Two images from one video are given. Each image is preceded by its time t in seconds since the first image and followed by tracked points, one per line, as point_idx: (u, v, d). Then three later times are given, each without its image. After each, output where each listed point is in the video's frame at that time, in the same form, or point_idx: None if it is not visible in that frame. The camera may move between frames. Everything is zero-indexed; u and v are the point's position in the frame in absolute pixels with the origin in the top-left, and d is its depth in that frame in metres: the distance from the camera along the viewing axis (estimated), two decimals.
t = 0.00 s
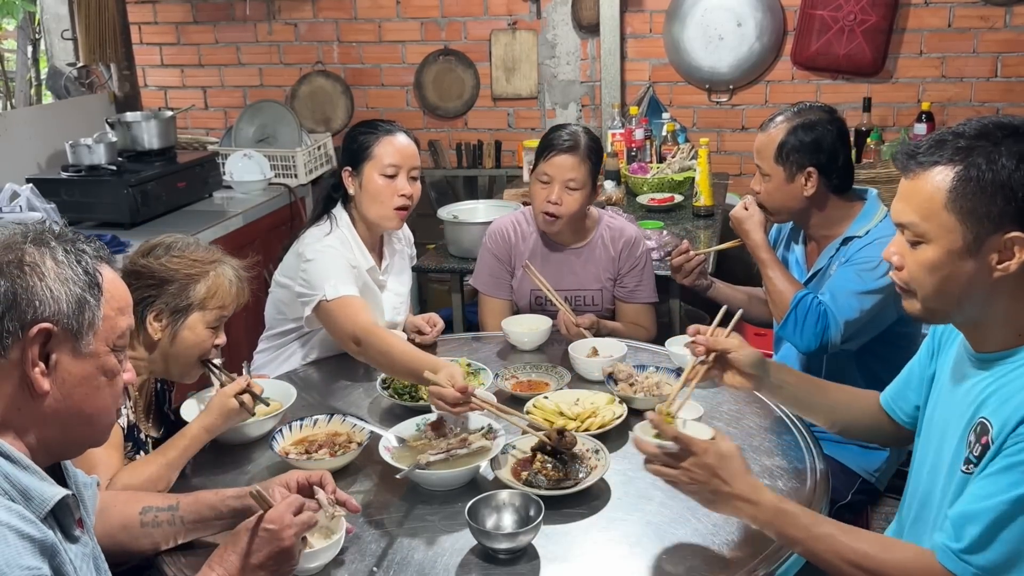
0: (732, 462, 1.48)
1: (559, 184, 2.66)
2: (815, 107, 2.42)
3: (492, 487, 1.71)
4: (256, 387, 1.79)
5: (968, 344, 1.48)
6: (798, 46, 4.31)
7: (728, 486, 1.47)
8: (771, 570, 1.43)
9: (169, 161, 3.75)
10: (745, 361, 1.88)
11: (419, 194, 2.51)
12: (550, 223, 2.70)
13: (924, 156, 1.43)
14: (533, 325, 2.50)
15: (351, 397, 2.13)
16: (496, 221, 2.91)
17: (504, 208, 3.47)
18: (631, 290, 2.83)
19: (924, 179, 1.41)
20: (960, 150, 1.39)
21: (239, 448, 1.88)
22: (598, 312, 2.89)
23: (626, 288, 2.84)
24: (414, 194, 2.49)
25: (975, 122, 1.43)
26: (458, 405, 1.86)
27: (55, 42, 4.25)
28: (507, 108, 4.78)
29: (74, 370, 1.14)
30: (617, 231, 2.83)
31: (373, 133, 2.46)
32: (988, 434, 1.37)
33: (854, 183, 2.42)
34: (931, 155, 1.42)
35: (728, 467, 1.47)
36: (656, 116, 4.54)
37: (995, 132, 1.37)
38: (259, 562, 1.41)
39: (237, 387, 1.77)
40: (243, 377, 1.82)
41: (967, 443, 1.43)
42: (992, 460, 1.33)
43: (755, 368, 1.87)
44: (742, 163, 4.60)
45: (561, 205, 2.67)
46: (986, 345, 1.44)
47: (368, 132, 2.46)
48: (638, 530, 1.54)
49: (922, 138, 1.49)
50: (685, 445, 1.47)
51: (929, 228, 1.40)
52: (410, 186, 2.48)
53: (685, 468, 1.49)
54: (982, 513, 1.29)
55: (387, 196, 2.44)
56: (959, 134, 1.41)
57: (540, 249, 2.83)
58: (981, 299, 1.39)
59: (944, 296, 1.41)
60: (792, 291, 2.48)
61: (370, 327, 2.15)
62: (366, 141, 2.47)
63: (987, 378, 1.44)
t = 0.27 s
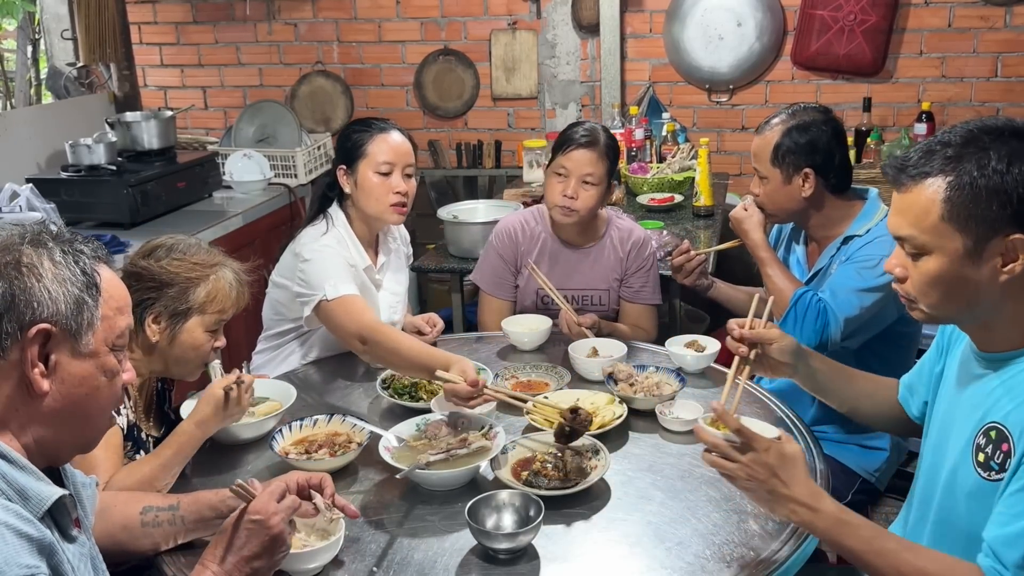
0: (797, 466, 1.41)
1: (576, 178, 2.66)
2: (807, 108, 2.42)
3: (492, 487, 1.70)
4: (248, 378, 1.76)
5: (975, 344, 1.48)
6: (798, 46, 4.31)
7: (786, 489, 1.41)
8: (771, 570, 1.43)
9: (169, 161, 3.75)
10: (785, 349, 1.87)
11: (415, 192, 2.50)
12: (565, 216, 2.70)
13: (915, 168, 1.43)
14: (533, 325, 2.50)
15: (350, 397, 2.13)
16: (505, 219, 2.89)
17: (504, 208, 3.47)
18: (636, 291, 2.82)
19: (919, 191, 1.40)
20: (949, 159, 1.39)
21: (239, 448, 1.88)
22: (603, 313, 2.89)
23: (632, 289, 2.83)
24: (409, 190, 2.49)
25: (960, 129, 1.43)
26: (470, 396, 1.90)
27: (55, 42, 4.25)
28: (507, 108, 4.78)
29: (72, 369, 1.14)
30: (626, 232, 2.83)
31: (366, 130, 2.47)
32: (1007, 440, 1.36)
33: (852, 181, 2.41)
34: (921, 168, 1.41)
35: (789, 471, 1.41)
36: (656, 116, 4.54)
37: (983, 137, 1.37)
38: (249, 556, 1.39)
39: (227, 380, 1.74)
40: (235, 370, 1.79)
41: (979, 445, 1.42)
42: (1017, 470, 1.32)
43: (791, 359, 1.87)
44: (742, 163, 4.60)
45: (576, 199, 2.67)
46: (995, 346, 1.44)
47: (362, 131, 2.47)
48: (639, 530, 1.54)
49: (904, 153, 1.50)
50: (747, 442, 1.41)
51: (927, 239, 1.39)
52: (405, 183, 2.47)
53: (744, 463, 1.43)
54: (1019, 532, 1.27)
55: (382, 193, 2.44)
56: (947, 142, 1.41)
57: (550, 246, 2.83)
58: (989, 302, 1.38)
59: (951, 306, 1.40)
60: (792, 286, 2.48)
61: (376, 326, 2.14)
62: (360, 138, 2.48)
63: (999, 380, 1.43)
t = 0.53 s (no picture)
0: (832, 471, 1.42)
1: (582, 181, 2.65)
2: (803, 111, 2.44)
3: (492, 487, 1.70)
4: (240, 373, 1.78)
5: (980, 344, 1.48)
6: (798, 46, 4.31)
7: (820, 489, 1.41)
8: (771, 570, 1.43)
9: (169, 161, 3.75)
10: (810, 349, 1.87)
11: (414, 192, 2.50)
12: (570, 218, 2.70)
13: (913, 173, 1.42)
14: (534, 325, 2.50)
15: (350, 398, 2.13)
16: (503, 219, 2.91)
17: (504, 208, 3.47)
18: (635, 292, 2.82)
19: (920, 195, 1.39)
20: (947, 163, 1.39)
21: (238, 448, 1.88)
22: (600, 313, 2.88)
23: (630, 291, 2.83)
24: (409, 191, 2.49)
25: (954, 132, 1.44)
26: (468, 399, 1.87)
27: (55, 42, 4.25)
28: (507, 108, 4.78)
29: (76, 370, 1.14)
30: (626, 233, 2.83)
31: (366, 130, 2.48)
32: (1013, 441, 1.36)
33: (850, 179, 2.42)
34: (921, 171, 1.41)
35: (825, 471, 1.42)
36: (656, 116, 4.54)
37: (978, 139, 1.38)
38: (249, 542, 1.37)
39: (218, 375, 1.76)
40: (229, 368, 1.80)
41: (983, 446, 1.42)
42: None
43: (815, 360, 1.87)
44: (742, 163, 4.60)
45: (580, 202, 2.66)
46: (1001, 346, 1.44)
47: (362, 131, 2.47)
48: (638, 530, 1.54)
49: (899, 158, 1.49)
50: (780, 442, 1.42)
51: (933, 243, 1.38)
52: (405, 183, 2.47)
53: (778, 463, 1.43)
54: None
55: (382, 193, 2.44)
56: (943, 146, 1.42)
57: (549, 245, 2.83)
58: (995, 303, 1.38)
59: (956, 311, 1.41)
60: (789, 278, 2.51)
61: (376, 329, 2.13)
62: (360, 138, 2.48)
63: (1004, 380, 1.43)
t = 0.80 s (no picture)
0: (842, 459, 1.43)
1: (572, 181, 2.66)
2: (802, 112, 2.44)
3: (492, 487, 1.71)
4: (242, 375, 1.76)
5: (980, 344, 1.48)
6: (798, 46, 4.31)
7: (834, 477, 1.42)
8: (770, 569, 1.43)
9: (169, 161, 3.75)
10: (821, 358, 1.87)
11: (414, 193, 2.50)
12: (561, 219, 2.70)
13: (910, 177, 1.42)
14: (534, 325, 2.50)
15: (350, 398, 2.13)
16: (498, 221, 2.90)
17: (504, 208, 3.47)
18: (633, 289, 2.82)
19: (918, 197, 1.39)
20: (943, 165, 1.39)
21: (237, 449, 1.88)
22: (598, 310, 2.89)
23: (628, 287, 2.83)
24: (409, 193, 2.49)
25: (948, 134, 1.44)
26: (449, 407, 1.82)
27: (55, 42, 4.25)
28: (507, 108, 4.78)
29: (79, 368, 1.14)
30: (620, 230, 2.83)
31: (368, 131, 2.47)
32: (1013, 441, 1.35)
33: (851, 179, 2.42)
34: (919, 173, 1.41)
35: (837, 462, 1.43)
36: (656, 116, 4.54)
37: (974, 141, 1.39)
38: (254, 550, 1.38)
39: (220, 376, 1.74)
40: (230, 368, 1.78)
41: (983, 447, 1.42)
42: None
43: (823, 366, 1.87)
44: (742, 163, 4.60)
45: (572, 201, 2.67)
46: (1003, 346, 1.44)
47: (362, 132, 2.47)
48: (639, 530, 1.54)
49: (897, 160, 1.49)
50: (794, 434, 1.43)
51: (930, 247, 1.38)
52: (405, 185, 2.47)
53: (793, 455, 1.43)
54: None
55: (381, 194, 2.44)
56: (940, 148, 1.42)
57: (544, 246, 2.83)
58: (996, 304, 1.38)
59: (957, 310, 1.40)
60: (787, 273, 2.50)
61: (362, 336, 2.11)
62: (360, 139, 2.48)
63: (1006, 380, 1.43)
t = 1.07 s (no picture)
0: (861, 449, 1.42)
1: (565, 182, 2.66)
2: (799, 113, 2.43)
3: (492, 487, 1.71)
4: (243, 376, 1.75)
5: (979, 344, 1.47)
6: (798, 46, 4.31)
7: (852, 468, 1.41)
8: (770, 569, 1.43)
9: (169, 161, 3.75)
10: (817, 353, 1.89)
11: (410, 192, 2.51)
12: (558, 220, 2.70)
13: (903, 180, 1.43)
14: (534, 325, 2.50)
15: (350, 398, 2.13)
16: (495, 223, 2.90)
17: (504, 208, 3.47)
18: (631, 288, 2.83)
19: (911, 201, 1.40)
20: (936, 168, 1.40)
21: (238, 448, 1.88)
22: (597, 310, 2.89)
23: (626, 286, 2.84)
24: (405, 192, 2.49)
25: (941, 136, 1.45)
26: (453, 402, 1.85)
27: (55, 42, 4.25)
28: (507, 108, 4.78)
29: (81, 368, 1.14)
30: (617, 229, 2.84)
31: (364, 131, 2.48)
32: (1014, 443, 1.35)
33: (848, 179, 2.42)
34: (912, 175, 1.42)
35: (856, 451, 1.42)
36: (656, 116, 4.54)
37: (965, 143, 1.39)
38: (248, 543, 1.37)
39: (220, 377, 1.74)
40: (231, 368, 1.78)
41: (984, 448, 1.41)
42: None
43: (821, 365, 1.88)
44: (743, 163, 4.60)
45: (567, 202, 2.67)
46: (1001, 347, 1.43)
47: (358, 131, 2.47)
48: (639, 530, 1.54)
49: (890, 164, 1.50)
50: (814, 423, 1.42)
51: (923, 250, 1.39)
52: (401, 184, 2.48)
53: (811, 444, 1.43)
54: None
55: (378, 194, 2.44)
56: (932, 151, 1.43)
57: (541, 247, 2.83)
58: (993, 305, 1.38)
59: (953, 310, 1.40)
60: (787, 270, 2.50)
61: (362, 335, 2.11)
62: (356, 139, 2.48)
63: (1005, 381, 1.43)
